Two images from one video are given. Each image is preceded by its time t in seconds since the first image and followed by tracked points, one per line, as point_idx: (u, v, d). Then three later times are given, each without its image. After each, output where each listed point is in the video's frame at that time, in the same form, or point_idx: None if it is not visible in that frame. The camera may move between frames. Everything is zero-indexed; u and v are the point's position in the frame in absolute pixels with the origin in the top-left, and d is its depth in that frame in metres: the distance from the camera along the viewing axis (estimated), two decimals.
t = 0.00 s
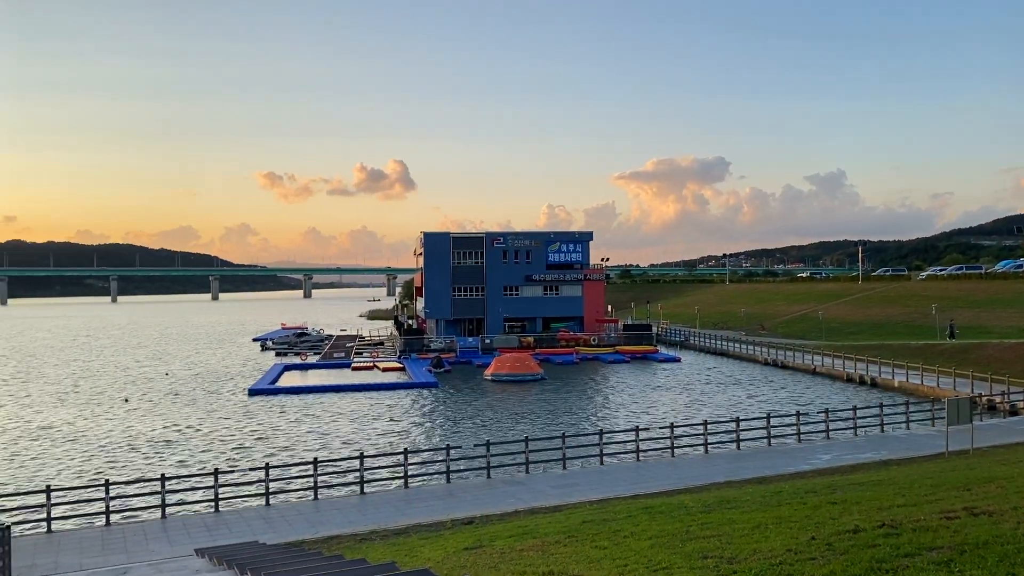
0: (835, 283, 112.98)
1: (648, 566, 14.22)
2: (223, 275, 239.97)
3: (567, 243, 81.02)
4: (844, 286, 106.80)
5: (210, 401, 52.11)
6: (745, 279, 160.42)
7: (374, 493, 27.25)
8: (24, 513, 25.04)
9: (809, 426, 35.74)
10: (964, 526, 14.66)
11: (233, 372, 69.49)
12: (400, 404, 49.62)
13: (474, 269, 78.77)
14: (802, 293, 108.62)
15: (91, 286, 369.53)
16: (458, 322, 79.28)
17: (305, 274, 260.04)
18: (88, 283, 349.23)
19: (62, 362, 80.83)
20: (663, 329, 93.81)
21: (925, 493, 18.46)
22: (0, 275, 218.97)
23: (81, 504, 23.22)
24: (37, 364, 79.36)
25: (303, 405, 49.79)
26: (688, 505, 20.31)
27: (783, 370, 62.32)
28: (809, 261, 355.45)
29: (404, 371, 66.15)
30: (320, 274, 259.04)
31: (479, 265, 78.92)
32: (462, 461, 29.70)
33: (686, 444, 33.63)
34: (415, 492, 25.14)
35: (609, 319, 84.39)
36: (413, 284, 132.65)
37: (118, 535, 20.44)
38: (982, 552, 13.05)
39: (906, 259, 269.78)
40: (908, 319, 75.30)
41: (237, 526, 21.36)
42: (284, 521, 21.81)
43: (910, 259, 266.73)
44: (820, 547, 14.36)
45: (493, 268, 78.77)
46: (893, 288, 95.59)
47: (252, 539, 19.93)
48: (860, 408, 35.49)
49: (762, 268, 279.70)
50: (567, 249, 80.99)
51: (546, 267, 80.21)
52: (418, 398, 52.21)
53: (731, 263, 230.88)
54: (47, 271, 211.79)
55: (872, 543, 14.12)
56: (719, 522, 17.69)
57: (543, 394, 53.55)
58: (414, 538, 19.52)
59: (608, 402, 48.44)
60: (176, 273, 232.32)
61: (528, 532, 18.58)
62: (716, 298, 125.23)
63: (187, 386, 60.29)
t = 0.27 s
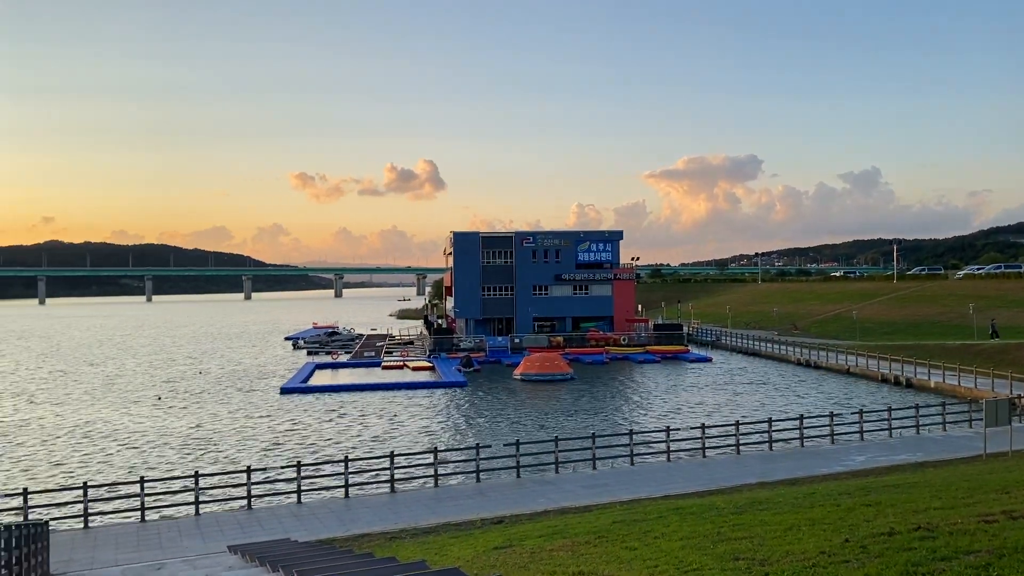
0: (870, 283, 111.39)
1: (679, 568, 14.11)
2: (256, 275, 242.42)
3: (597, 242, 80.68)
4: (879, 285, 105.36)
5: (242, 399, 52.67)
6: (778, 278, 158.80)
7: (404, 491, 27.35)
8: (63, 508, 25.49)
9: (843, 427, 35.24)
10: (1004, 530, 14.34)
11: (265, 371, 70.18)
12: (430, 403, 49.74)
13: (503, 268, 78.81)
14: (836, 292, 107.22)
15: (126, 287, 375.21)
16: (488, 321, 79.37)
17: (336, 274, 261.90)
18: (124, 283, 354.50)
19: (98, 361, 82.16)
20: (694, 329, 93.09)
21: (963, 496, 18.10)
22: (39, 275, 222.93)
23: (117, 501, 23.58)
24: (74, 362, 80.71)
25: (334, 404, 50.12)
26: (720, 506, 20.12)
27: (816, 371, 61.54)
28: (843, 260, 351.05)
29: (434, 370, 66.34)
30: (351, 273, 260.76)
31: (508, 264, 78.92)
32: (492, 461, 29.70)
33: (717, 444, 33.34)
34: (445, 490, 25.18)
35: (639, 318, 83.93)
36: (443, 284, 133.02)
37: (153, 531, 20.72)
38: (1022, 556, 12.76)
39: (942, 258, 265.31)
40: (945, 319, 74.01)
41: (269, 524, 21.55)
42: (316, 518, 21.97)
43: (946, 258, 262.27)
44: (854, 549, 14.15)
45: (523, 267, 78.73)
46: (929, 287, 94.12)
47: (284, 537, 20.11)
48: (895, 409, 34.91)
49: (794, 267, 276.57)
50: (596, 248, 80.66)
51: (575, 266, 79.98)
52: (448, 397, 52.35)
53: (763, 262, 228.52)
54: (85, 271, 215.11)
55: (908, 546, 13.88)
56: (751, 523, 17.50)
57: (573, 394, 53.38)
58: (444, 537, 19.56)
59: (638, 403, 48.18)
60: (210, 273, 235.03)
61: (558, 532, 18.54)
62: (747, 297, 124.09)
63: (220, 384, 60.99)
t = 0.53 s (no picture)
0: (906, 281, 109.72)
1: (710, 569, 14.02)
2: (289, 274, 244.65)
3: (628, 241, 80.49)
4: (915, 284, 103.82)
5: (276, 398, 53.23)
6: (812, 277, 157.13)
7: (435, 489, 27.44)
8: (101, 504, 25.95)
9: (878, 428, 34.76)
10: None
11: (298, 369, 70.82)
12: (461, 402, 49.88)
13: (534, 267, 78.81)
14: (871, 291, 105.78)
15: (162, 286, 380.74)
16: (518, 320, 79.43)
17: (368, 273, 263.67)
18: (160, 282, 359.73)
19: (135, 359, 83.46)
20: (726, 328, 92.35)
21: (1002, 499, 17.76)
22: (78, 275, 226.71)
23: (154, 497, 23.95)
24: (112, 361, 82.04)
25: (366, 402, 50.45)
26: (752, 507, 19.94)
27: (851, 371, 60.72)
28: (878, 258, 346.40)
29: (464, 369, 66.53)
30: (383, 272, 262.39)
31: (539, 263, 78.91)
32: (522, 460, 29.72)
33: (750, 445, 33.05)
34: (476, 489, 25.23)
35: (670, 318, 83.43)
36: (474, 283, 133.44)
37: (188, 528, 21.02)
38: None
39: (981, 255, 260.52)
40: (983, 319, 72.67)
41: (302, 521, 21.77)
42: (348, 516, 22.13)
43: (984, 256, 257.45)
44: (890, 552, 13.95)
45: (553, 266, 78.69)
46: (966, 286, 92.53)
47: (317, 534, 20.29)
48: (931, 410, 34.36)
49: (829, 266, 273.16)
50: (627, 247, 80.36)
51: (606, 265, 79.72)
52: (478, 396, 52.48)
53: (797, 261, 225.98)
54: (122, 271, 218.33)
55: (944, 550, 13.66)
56: (784, 525, 17.34)
57: (604, 393, 53.17)
58: (475, 535, 19.62)
59: (670, 402, 47.87)
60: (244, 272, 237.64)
61: (588, 532, 18.51)
62: (780, 296, 122.96)
63: (254, 382, 61.67)
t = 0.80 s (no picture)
0: (945, 280, 107.92)
1: (744, 570, 13.93)
2: (323, 273, 246.87)
3: (661, 240, 79.97)
4: (955, 283, 101.98)
5: (310, 395, 53.76)
6: (848, 275, 155.28)
7: (467, 488, 27.55)
8: (140, 499, 26.43)
9: (915, 429, 34.23)
10: None
11: (332, 368, 71.45)
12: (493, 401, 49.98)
13: (565, 266, 78.72)
14: (909, 290, 104.18)
15: (200, 285, 386.53)
16: (550, 319, 79.43)
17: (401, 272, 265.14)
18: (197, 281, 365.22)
19: (173, 357, 84.76)
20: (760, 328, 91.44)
21: None
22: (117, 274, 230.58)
23: (191, 493, 24.32)
24: (150, 358, 83.42)
25: (398, 400, 50.79)
26: (787, 508, 19.77)
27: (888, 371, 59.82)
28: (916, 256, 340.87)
29: (496, 368, 66.69)
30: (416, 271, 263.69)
31: (570, 262, 78.78)
32: (554, 459, 29.71)
33: (784, 445, 32.71)
34: (508, 488, 25.30)
35: (704, 317, 82.81)
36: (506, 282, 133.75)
37: (224, 524, 21.32)
38: None
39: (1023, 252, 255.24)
40: None
41: (336, 518, 21.98)
42: (380, 513, 22.32)
43: None
44: (927, 555, 13.77)
45: (585, 266, 78.51)
46: (1007, 284, 90.78)
47: (351, 531, 20.49)
48: (971, 411, 33.75)
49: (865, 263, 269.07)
50: (660, 246, 79.85)
51: (638, 264, 79.34)
52: (510, 395, 52.55)
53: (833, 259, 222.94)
54: (159, 271, 221.73)
55: (985, 553, 13.44)
56: (818, 526, 17.18)
57: (636, 393, 52.97)
58: (507, 533, 19.69)
59: (703, 402, 47.51)
60: (279, 271, 240.29)
61: (620, 532, 18.49)
62: (815, 295, 121.65)
63: (289, 380, 62.35)
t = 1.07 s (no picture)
0: (988, 279, 105.81)
1: (780, 572, 13.78)
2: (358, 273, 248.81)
3: (696, 239, 79.37)
4: (998, 282, 99.98)
5: (345, 393, 54.23)
6: (887, 274, 152.98)
7: (501, 487, 27.57)
8: (180, 495, 26.84)
9: (957, 431, 33.58)
10: None
11: (366, 366, 72.01)
12: (527, 400, 49.99)
13: (599, 265, 78.52)
14: (950, 289, 102.31)
15: (237, 284, 391.82)
16: (583, 319, 79.28)
17: (435, 272, 266.28)
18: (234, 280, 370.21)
19: (211, 355, 85.97)
20: (797, 328, 90.36)
21: None
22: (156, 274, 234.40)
23: (229, 489, 24.63)
24: (189, 357, 84.72)
25: (432, 399, 51.03)
26: (824, 510, 19.53)
27: (928, 372, 58.76)
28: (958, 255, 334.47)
29: (529, 368, 66.72)
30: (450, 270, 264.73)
31: (604, 262, 78.57)
32: (588, 459, 29.61)
33: (822, 446, 32.29)
34: (541, 487, 25.28)
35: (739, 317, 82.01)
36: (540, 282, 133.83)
37: (262, 520, 21.57)
38: None
39: None
40: None
41: (371, 515, 22.13)
42: (415, 511, 22.43)
43: None
44: (969, 559, 13.51)
45: (618, 265, 78.23)
46: None
47: (385, 528, 20.62)
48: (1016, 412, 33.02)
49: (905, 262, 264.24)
50: (695, 245, 79.27)
51: (672, 263, 78.85)
52: (544, 394, 52.54)
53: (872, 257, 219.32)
54: (198, 271, 224.97)
55: None
56: (856, 528, 16.94)
57: (670, 393, 52.65)
58: (541, 533, 19.69)
59: (738, 403, 47.09)
60: (313, 271, 242.51)
61: (654, 532, 18.39)
62: (853, 294, 120.00)
63: (324, 379, 62.94)
